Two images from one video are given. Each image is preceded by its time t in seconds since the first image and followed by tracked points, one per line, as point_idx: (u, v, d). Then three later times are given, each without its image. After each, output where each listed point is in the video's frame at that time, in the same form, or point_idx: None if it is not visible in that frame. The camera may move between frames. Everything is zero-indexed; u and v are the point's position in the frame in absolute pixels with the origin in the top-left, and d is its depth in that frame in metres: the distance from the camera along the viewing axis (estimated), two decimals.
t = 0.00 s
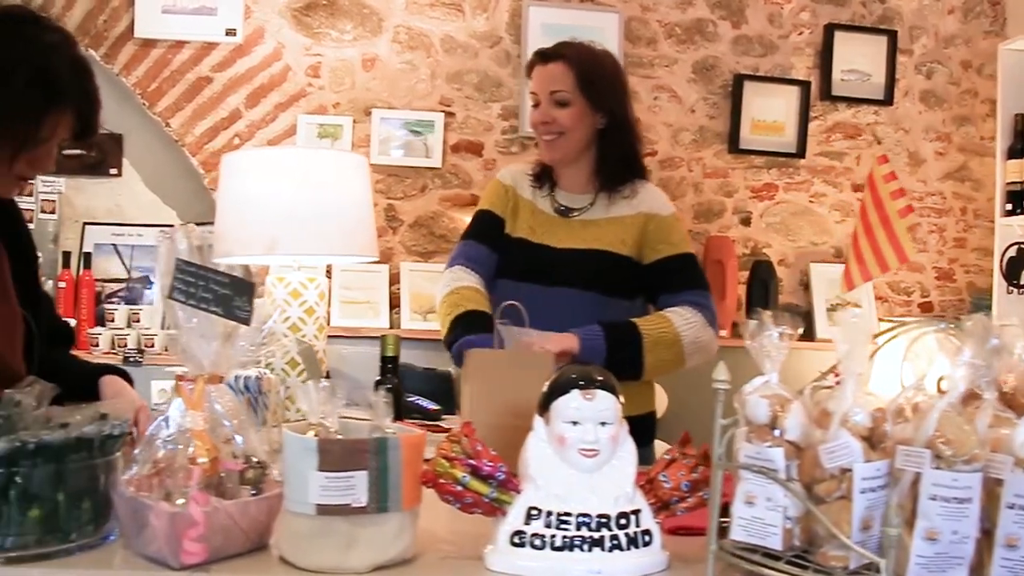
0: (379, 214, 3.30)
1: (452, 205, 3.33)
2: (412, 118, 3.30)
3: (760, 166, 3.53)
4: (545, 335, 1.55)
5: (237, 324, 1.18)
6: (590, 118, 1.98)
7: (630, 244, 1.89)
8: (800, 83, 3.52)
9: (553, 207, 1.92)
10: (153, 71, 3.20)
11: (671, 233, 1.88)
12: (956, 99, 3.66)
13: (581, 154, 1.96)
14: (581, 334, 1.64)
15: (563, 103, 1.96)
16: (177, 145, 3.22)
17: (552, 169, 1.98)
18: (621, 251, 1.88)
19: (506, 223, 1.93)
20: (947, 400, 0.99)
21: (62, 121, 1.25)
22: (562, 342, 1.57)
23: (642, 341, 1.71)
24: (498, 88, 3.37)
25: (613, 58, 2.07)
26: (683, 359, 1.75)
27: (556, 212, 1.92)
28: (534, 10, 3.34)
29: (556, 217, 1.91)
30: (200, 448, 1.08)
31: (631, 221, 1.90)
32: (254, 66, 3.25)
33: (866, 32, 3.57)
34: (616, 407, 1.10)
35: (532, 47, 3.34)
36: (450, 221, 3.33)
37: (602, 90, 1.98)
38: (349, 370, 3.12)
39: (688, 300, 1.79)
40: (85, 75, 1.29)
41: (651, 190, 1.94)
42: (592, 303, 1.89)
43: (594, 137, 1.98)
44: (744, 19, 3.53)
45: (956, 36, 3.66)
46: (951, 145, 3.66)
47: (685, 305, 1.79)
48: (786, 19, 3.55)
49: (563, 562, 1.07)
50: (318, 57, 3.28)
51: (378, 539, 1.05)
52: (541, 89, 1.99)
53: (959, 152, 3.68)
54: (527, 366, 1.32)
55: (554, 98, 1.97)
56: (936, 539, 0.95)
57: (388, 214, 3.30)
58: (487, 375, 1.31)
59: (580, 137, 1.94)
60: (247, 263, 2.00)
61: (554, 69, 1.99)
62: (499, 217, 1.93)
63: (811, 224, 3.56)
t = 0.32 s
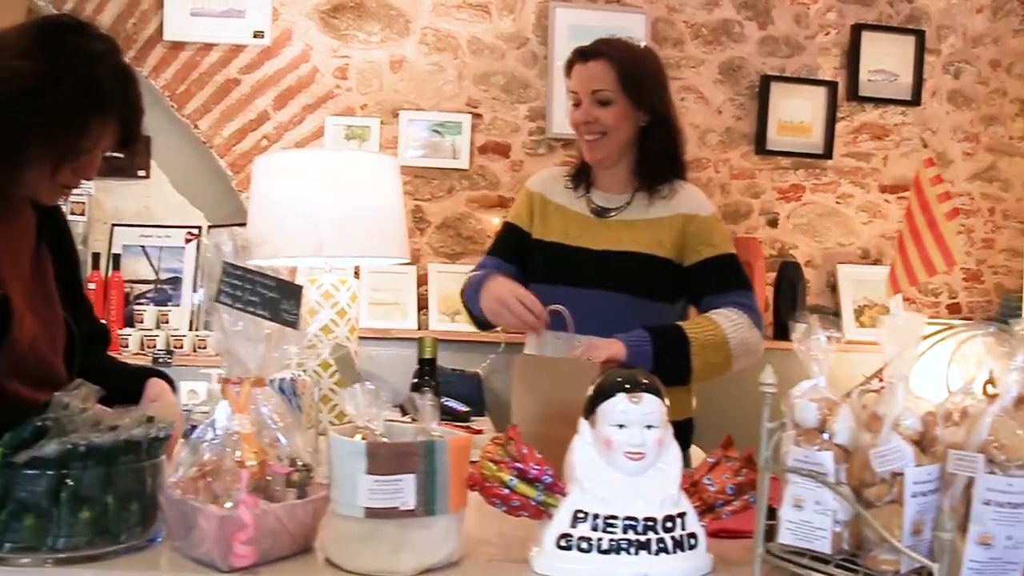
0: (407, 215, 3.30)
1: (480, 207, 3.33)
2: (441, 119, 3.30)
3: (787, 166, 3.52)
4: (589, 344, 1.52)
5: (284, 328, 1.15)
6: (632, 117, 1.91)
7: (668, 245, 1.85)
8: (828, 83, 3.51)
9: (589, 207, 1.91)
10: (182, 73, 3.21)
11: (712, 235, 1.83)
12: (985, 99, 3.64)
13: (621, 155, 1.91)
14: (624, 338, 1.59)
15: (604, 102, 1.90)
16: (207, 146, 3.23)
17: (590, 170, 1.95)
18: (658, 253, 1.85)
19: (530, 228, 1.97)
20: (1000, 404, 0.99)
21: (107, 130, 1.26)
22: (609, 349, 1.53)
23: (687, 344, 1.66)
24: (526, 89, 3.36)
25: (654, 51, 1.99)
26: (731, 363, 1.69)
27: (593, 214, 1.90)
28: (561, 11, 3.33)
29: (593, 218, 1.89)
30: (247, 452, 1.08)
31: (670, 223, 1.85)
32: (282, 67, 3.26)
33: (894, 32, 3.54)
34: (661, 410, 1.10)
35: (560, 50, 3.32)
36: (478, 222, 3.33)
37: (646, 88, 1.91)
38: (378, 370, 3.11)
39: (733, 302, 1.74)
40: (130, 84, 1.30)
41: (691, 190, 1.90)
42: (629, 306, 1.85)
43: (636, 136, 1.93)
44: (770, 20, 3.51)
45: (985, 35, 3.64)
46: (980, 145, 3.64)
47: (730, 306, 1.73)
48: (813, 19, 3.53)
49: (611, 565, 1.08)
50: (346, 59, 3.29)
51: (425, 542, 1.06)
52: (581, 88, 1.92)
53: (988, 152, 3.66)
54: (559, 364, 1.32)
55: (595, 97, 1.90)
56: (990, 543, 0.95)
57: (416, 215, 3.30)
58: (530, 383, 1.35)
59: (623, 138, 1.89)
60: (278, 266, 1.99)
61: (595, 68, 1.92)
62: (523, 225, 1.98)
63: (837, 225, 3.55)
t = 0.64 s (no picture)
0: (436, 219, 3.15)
1: (509, 210, 3.18)
2: (470, 123, 3.14)
3: (816, 169, 3.38)
4: (620, 346, 1.55)
5: (334, 337, 1.14)
6: (673, 121, 1.91)
7: (706, 252, 1.85)
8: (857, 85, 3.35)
9: (629, 213, 1.92)
10: (213, 78, 3.07)
11: (751, 239, 1.81)
12: (1017, 100, 3.47)
13: (661, 159, 1.92)
14: (658, 339, 1.60)
15: (645, 106, 1.90)
16: (237, 152, 3.08)
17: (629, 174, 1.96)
18: (697, 261, 1.85)
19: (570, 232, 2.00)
20: None
21: (153, 147, 1.32)
22: (640, 351, 1.55)
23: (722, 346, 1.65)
24: (554, 93, 3.20)
25: (693, 53, 1.99)
26: (766, 368, 1.68)
27: (633, 220, 1.91)
28: (589, 14, 3.17)
29: (633, 224, 1.90)
30: (297, 460, 1.09)
31: (709, 228, 1.85)
32: (312, 72, 3.10)
33: (923, 33, 3.39)
34: (707, 417, 1.10)
35: (589, 54, 3.16)
36: (507, 226, 3.18)
37: (686, 91, 1.91)
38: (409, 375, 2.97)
39: (768, 307, 1.73)
40: (176, 100, 1.35)
41: (733, 195, 1.89)
42: (668, 313, 1.87)
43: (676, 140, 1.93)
44: (799, 22, 3.35)
45: (1017, 35, 3.47)
46: (1011, 146, 3.47)
47: (767, 312, 1.72)
48: (842, 21, 3.37)
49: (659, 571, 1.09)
50: (375, 63, 3.12)
51: (474, 550, 1.07)
52: (621, 93, 1.93)
53: (1019, 154, 3.49)
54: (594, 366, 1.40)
55: (636, 101, 1.91)
56: None
57: (445, 219, 3.16)
58: (562, 387, 1.40)
59: (663, 142, 1.89)
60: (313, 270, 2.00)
61: (634, 72, 1.92)
62: (563, 228, 2.01)
63: (866, 228, 3.41)
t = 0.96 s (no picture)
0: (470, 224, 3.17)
1: (544, 215, 3.19)
2: (504, 129, 3.16)
3: (850, 174, 3.36)
4: (647, 352, 1.59)
5: (388, 348, 1.15)
6: (715, 129, 1.92)
7: (746, 261, 1.86)
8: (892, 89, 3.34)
9: (671, 222, 1.94)
10: (248, 85, 3.09)
11: (789, 247, 1.82)
12: None
13: (702, 167, 1.93)
14: (685, 343, 1.63)
15: (688, 115, 1.90)
16: (272, 158, 3.10)
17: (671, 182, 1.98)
18: (737, 271, 1.86)
19: (613, 239, 2.01)
20: None
21: (206, 163, 1.40)
22: (666, 356, 1.60)
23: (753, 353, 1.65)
24: (588, 99, 3.21)
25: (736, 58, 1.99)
26: (797, 378, 1.68)
27: (674, 229, 1.93)
28: (622, 20, 3.17)
29: (674, 234, 1.92)
30: (353, 470, 1.11)
31: (748, 237, 1.86)
32: (347, 79, 3.12)
33: (958, 35, 3.37)
34: (756, 428, 1.11)
35: (622, 59, 3.17)
36: (542, 231, 3.19)
37: (729, 98, 1.91)
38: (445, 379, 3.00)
39: (802, 316, 1.74)
40: (229, 117, 1.43)
41: (773, 202, 1.90)
42: (705, 322, 1.88)
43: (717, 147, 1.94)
44: (833, 25, 3.34)
45: None
46: None
47: (800, 322, 1.73)
48: (876, 24, 3.35)
49: None
50: (409, 70, 3.14)
51: (526, 561, 1.07)
52: (663, 100, 1.93)
53: None
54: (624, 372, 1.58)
55: (678, 109, 1.91)
56: None
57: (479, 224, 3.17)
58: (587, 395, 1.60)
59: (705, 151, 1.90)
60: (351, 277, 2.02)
61: (677, 79, 1.92)
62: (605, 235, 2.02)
63: (901, 232, 3.39)
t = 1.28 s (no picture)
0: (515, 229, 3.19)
1: (588, 220, 3.20)
2: (548, 134, 3.17)
3: (895, 177, 3.34)
4: (678, 359, 1.58)
5: (453, 358, 1.20)
6: (766, 136, 1.93)
7: (793, 268, 1.86)
8: (938, 91, 3.31)
9: (719, 227, 1.95)
10: (295, 92, 3.14)
11: (835, 254, 1.82)
12: None
13: (753, 174, 1.93)
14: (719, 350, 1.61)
15: (740, 121, 1.91)
16: (318, 164, 3.14)
17: (720, 188, 2.00)
18: (783, 278, 1.86)
19: (658, 245, 2.05)
20: None
21: (267, 176, 1.43)
22: (698, 363, 1.58)
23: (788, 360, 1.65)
24: (631, 103, 3.21)
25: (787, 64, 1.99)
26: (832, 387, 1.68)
27: (721, 234, 1.94)
28: (666, 24, 3.17)
29: (723, 239, 1.93)
30: (419, 476, 1.13)
31: (795, 243, 1.86)
32: (392, 85, 3.15)
33: (1006, 36, 3.33)
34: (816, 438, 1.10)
35: (666, 64, 3.17)
36: (586, 236, 3.20)
37: (781, 105, 1.91)
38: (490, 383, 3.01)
39: (843, 324, 1.73)
40: (288, 131, 1.46)
41: (823, 209, 1.90)
42: (750, 328, 1.89)
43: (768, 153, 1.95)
44: (877, 27, 3.32)
45: None
46: None
47: (840, 329, 1.72)
48: (922, 25, 3.33)
49: None
50: (453, 76, 3.17)
51: (588, 567, 1.09)
52: (714, 106, 1.94)
53: None
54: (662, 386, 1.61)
55: (730, 116, 1.92)
56: None
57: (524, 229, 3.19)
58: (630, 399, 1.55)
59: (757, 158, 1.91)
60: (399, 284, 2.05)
61: (728, 85, 1.93)
62: (651, 241, 2.06)
63: (948, 235, 3.36)
